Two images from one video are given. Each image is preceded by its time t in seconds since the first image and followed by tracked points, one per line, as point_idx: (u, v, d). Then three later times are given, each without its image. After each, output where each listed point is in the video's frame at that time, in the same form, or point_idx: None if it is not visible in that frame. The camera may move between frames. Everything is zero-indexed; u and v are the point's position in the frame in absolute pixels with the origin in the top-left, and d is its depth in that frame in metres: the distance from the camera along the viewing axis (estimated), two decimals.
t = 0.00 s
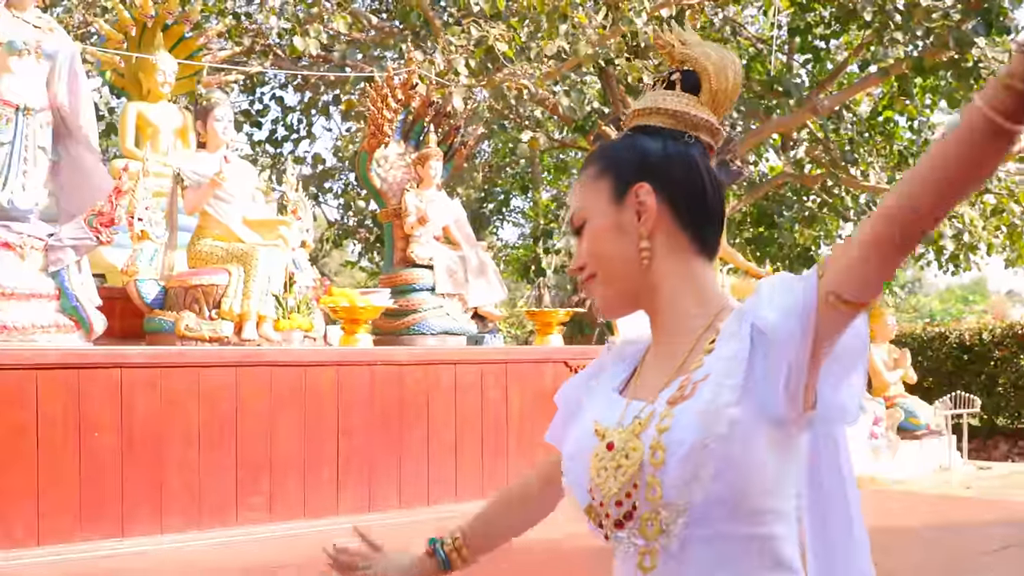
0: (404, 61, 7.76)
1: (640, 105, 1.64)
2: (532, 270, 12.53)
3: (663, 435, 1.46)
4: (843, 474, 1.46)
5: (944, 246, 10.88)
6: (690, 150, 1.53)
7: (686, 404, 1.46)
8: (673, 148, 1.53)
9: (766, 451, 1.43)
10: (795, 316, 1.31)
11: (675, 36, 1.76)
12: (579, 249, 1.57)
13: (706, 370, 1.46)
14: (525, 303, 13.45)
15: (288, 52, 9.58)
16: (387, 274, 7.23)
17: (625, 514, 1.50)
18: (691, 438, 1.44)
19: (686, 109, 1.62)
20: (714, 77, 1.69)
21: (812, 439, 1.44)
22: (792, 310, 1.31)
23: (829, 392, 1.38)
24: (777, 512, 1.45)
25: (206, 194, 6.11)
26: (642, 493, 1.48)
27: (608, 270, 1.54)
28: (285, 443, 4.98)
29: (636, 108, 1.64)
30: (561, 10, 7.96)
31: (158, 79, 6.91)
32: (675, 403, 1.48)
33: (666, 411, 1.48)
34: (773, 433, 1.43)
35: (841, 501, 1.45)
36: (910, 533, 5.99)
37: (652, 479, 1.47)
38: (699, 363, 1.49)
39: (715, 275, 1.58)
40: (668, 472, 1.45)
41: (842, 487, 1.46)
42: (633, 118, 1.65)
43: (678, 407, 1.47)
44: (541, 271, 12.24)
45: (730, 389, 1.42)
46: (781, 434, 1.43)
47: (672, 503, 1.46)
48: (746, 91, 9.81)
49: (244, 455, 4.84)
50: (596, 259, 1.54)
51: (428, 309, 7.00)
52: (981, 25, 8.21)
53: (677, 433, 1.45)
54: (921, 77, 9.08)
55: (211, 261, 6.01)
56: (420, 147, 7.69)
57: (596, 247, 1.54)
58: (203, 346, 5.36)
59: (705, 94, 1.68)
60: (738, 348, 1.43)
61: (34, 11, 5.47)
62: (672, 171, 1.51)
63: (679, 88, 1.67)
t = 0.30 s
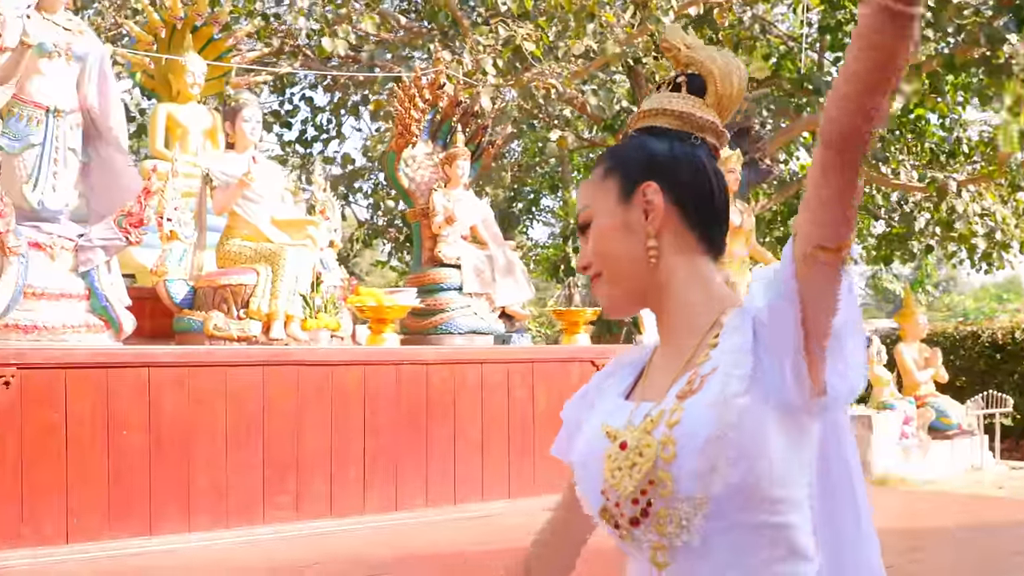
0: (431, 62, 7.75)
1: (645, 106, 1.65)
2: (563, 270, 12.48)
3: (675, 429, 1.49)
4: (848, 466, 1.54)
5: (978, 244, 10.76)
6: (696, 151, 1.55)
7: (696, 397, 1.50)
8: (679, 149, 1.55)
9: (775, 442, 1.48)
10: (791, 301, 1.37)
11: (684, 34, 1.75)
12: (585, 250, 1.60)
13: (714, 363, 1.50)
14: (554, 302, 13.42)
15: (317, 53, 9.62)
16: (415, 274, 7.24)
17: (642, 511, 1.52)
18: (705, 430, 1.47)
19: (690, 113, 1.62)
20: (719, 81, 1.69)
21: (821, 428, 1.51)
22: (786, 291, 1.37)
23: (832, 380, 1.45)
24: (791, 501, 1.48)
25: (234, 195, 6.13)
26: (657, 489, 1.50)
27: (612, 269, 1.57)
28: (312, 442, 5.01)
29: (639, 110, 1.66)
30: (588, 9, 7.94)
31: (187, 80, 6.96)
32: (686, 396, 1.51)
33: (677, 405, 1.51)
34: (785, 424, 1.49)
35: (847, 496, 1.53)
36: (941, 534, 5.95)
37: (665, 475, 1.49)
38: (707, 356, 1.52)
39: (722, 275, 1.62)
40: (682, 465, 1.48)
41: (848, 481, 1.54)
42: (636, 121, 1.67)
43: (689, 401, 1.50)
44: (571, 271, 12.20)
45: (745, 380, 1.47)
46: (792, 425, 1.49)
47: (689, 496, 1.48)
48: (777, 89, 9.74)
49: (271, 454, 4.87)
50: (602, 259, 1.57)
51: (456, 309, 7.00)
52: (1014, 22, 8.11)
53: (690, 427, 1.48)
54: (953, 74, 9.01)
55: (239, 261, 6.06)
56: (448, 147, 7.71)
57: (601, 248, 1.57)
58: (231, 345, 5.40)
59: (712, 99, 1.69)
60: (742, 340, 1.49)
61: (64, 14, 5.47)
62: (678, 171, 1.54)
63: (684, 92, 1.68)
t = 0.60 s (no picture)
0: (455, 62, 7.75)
1: (666, 108, 1.65)
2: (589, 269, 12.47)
3: (682, 433, 1.50)
4: (851, 470, 1.55)
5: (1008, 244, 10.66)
6: (712, 157, 1.57)
7: (703, 401, 1.50)
8: (696, 153, 1.56)
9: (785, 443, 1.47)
10: (784, 301, 1.38)
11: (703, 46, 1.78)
12: (590, 247, 1.59)
13: (720, 367, 1.51)
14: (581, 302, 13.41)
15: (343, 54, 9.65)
16: (440, 274, 7.26)
17: (651, 515, 1.52)
18: (713, 434, 1.47)
19: (710, 118, 1.63)
20: (737, 91, 1.73)
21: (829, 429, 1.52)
22: (778, 290, 1.38)
23: (840, 378, 1.43)
24: (801, 502, 1.47)
25: (259, 196, 6.17)
26: (664, 493, 1.50)
27: (620, 266, 1.56)
28: (335, 442, 5.03)
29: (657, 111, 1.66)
30: (613, 9, 7.92)
31: (213, 82, 7.03)
32: (692, 400, 1.52)
33: (683, 409, 1.52)
34: (795, 426, 1.48)
35: (851, 498, 1.55)
36: (967, 535, 5.90)
37: (671, 478, 1.49)
38: (711, 361, 1.53)
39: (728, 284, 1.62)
40: (689, 470, 1.48)
41: (851, 483, 1.56)
42: (653, 121, 1.66)
43: (695, 405, 1.50)
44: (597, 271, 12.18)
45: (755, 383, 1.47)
46: (805, 429, 1.48)
47: (698, 500, 1.48)
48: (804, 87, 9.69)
49: (294, 453, 4.89)
50: (609, 256, 1.56)
51: (480, 310, 7.02)
52: None
53: (698, 431, 1.48)
54: (982, 72, 8.94)
55: (264, 262, 6.09)
56: (473, 147, 7.71)
57: (610, 243, 1.56)
58: (257, 346, 5.42)
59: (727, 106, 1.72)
60: (746, 343, 1.49)
61: (91, 18, 5.52)
62: (694, 174, 1.54)
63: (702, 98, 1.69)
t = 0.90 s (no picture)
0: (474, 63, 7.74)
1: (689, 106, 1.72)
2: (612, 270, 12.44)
3: (687, 431, 1.51)
4: (851, 469, 1.57)
5: None
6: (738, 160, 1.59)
7: (707, 398, 1.51)
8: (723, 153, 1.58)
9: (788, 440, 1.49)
10: (777, 299, 1.48)
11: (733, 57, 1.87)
12: (602, 229, 1.60)
13: (726, 365, 1.53)
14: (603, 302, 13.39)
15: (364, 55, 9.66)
16: (460, 275, 7.27)
17: (654, 511, 1.52)
18: (719, 432, 1.48)
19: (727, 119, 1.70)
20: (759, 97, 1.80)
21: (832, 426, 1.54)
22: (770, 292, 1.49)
23: (839, 375, 1.50)
24: (803, 499, 1.48)
25: (280, 197, 6.17)
26: (667, 490, 1.51)
27: (634, 252, 1.57)
28: (354, 442, 5.05)
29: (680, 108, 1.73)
30: (632, 9, 7.89)
31: (234, 84, 7.10)
32: (697, 398, 1.53)
33: (687, 406, 1.53)
34: (798, 421, 1.51)
35: (852, 498, 1.57)
36: (989, 537, 5.87)
37: (676, 475, 1.51)
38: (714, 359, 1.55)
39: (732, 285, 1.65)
40: (696, 466, 1.49)
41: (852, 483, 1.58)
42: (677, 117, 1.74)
43: (700, 402, 1.51)
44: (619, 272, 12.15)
45: (760, 380, 1.49)
46: (808, 423, 1.51)
47: (704, 496, 1.49)
48: (826, 87, 9.63)
49: (313, 452, 4.92)
50: (625, 242, 1.57)
51: (500, 310, 7.00)
52: None
53: (704, 429, 1.49)
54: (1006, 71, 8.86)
55: (284, 263, 6.12)
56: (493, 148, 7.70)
57: (628, 228, 1.57)
58: (276, 347, 5.45)
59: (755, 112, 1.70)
60: (748, 342, 1.52)
61: (112, 20, 5.62)
62: (720, 175, 1.57)
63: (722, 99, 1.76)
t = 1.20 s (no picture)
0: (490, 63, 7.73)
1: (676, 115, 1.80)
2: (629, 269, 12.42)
3: (689, 426, 1.51)
4: (851, 464, 1.57)
5: None
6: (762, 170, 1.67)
7: (709, 393, 1.52)
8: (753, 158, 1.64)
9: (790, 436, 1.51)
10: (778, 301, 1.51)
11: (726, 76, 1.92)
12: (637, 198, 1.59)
13: (729, 360, 1.53)
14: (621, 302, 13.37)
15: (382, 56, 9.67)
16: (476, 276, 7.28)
17: (654, 504, 1.53)
18: (723, 427, 1.49)
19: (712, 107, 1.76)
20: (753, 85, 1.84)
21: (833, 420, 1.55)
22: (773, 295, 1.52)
23: (840, 371, 1.51)
24: (805, 497, 1.51)
25: (296, 198, 6.25)
26: (669, 484, 1.52)
27: (670, 229, 1.58)
28: (368, 442, 5.07)
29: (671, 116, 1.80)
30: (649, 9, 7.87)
31: (252, 85, 7.11)
32: (699, 392, 1.53)
33: (689, 401, 1.53)
34: (799, 419, 1.52)
35: (852, 493, 1.57)
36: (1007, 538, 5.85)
37: (677, 470, 1.51)
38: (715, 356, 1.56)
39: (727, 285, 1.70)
40: (698, 462, 1.50)
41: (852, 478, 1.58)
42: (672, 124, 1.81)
43: (701, 397, 1.52)
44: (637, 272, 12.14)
45: (763, 376, 1.50)
46: (810, 421, 1.53)
47: (707, 492, 1.50)
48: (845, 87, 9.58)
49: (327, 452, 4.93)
50: (663, 217, 1.58)
51: (516, 311, 7.04)
52: None
53: (707, 425, 1.50)
54: None
55: (300, 264, 6.14)
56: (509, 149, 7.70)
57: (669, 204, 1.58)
58: (292, 347, 5.47)
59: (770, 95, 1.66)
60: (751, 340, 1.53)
61: (129, 22, 5.63)
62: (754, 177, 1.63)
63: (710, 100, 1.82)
